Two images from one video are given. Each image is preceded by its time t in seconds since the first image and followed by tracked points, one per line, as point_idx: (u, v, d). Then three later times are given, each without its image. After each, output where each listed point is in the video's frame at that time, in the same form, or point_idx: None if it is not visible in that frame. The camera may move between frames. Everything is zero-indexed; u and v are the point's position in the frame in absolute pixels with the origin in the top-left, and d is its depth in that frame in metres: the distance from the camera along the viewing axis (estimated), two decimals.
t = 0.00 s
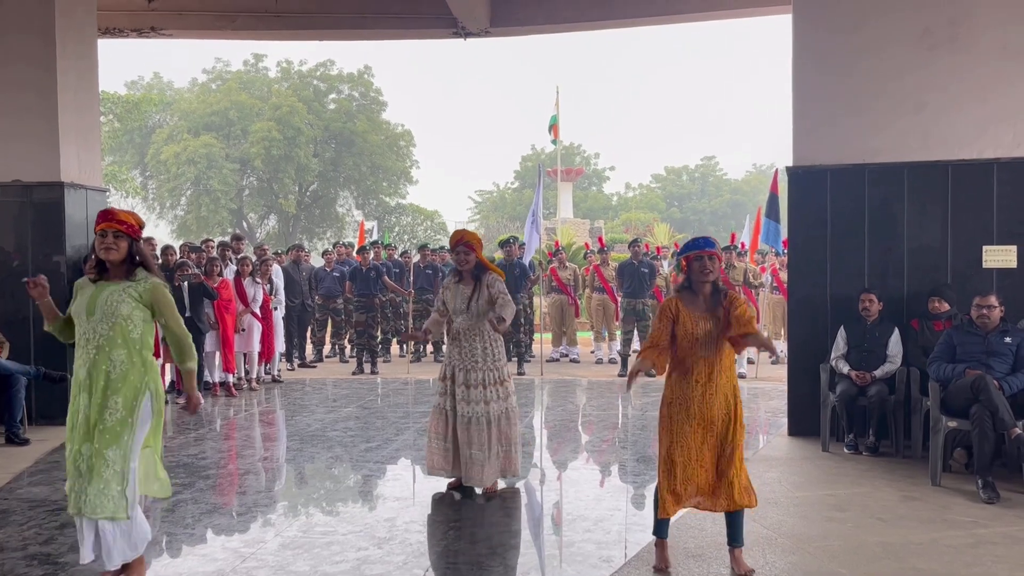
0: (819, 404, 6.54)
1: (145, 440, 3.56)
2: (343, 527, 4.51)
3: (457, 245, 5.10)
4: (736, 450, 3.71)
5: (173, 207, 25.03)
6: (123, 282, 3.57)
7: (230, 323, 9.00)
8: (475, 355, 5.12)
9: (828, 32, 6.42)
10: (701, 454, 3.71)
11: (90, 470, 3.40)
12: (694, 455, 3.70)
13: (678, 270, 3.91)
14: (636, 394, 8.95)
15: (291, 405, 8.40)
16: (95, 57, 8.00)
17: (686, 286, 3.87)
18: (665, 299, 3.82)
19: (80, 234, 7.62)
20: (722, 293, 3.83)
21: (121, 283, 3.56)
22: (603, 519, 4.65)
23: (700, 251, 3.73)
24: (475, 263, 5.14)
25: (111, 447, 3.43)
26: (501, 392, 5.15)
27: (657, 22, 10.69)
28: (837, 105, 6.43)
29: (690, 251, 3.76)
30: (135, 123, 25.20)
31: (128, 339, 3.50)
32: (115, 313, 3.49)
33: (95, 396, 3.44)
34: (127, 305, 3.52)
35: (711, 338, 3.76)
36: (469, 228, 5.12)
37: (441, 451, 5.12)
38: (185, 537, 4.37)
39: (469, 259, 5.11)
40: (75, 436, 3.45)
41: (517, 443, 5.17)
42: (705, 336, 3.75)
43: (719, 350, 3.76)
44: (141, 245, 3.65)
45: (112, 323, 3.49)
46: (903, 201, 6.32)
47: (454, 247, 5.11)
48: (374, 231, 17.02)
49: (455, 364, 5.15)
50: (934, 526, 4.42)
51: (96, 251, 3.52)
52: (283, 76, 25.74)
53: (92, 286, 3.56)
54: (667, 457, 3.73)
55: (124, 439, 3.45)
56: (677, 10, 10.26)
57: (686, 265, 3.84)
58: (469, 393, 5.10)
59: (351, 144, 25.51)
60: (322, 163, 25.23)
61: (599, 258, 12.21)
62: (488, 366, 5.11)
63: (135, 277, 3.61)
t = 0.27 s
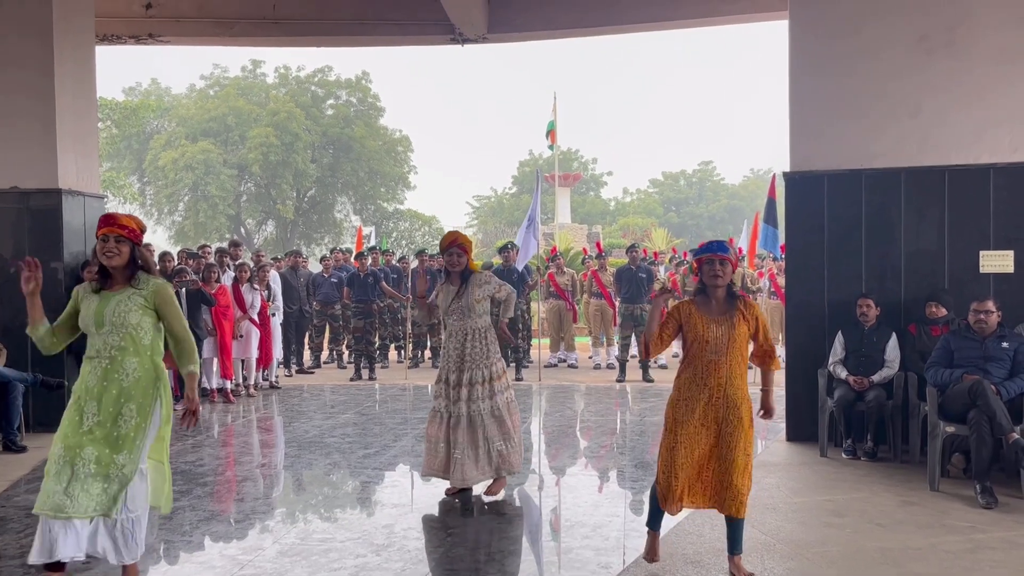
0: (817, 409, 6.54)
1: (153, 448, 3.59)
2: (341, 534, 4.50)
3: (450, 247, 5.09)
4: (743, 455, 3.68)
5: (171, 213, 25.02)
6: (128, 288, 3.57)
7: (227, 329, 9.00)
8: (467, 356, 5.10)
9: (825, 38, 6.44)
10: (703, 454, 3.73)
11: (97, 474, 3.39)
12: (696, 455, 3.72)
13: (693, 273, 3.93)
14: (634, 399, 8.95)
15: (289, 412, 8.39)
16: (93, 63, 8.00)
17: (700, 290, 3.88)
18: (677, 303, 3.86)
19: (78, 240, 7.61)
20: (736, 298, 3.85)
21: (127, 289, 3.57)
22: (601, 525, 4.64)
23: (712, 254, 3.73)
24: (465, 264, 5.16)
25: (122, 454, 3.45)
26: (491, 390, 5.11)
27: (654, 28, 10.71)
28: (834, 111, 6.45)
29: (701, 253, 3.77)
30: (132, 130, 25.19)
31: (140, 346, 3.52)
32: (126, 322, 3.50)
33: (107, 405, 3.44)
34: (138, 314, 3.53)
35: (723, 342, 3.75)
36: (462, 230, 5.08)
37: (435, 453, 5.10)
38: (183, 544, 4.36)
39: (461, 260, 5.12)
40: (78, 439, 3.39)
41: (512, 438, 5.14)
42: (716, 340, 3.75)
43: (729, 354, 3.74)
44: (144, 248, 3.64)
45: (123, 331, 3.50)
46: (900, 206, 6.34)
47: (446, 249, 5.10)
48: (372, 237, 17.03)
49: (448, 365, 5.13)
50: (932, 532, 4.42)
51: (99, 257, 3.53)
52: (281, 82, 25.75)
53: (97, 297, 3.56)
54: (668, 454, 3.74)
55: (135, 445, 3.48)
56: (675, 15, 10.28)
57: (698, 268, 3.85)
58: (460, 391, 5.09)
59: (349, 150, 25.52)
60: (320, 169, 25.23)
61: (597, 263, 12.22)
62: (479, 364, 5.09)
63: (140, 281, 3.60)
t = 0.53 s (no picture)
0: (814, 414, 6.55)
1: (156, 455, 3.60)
2: (339, 541, 4.49)
3: (450, 255, 5.08)
4: (745, 464, 3.68)
5: (168, 219, 25.01)
6: (131, 295, 3.59)
7: (225, 335, 8.99)
8: (462, 364, 5.11)
9: (821, 44, 6.46)
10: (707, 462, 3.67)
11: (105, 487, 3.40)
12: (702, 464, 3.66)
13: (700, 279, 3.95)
14: (632, 404, 8.95)
15: (287, 418, 8.38)
16: (90, 69, 8.00)
17: (706, 295, 3.90)
18: (685, 305, 3.88)
19: (75, 247, 7.61)
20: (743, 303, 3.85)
21: (130, 295, 3.58)
22: (599, 531, 4.64)
23: (713, 261, 3.75)
24: (464, 272, 5.14)
25: (127, 463, 3.44)
26: (489, 396, 5.10)
27: (651, 34, 10.74)
28: (830, 116, 6.47)
29: (703, 260, 3.78)
30: (130, 135, 25.18)
31: (143, 353, 3.53)
32: (130, 329, 3.51)
33: (111, 414, 3.44)
34: (142, 322, 3.54)
35: (727, 345, 3.76)
36: (460, 238, 5.10)
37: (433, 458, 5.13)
38: (180, 551, 4.35)
39: (461, 268, 5.11)
40: (81, 451, 3.39)
41: (510, 448, 5.05)
42: (720, 343, 3.76)
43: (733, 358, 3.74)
44: (144, 256, 3.65)
45: (127, 339, 3.50)
46: (896, 212, 6.35)
47: (446, 257, 5.08)
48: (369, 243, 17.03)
49: (445, 373, 5.14)
50: (930, 537, 4.43)
51: (100, 265, 3.54)
52: (278, 87, 25.77)
53: (99, 303, 3.55)
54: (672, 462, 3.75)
55: (139, 453, 3.48)
56: (671, 21, 10.30)
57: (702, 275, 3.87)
58: (457, 399, 5.10)
59: (346, 155, 25.54)
60: (317, 175, 25.23)
61: (594, 268, 12.23)
62: (475, 371, 5.09)
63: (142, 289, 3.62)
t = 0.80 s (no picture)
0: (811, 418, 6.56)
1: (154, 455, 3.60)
2: (335, 546, 4.48)
3: (448, 257, 5.09)
4: (739, 471, 3.71)
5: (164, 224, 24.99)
6: (128, 296, 3.58)
7: (221, 340, 8.97)
8: (462, 370, 5.10)
9: (816, 48, 6.48)
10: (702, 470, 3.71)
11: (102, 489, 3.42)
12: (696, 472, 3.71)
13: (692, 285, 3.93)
14: (629, 409, 8.95)
15: (283, 423, 8.36)
16: (86, 74, 8.00)
17: (700, 299, 3.89)
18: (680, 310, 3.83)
19: (71, 252, 7.60)
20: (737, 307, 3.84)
21: (126, 297, 3.57)
22: (597, 536, 4.64)
23: (707, 269, 3.75)
24: (461, 275, 5.15)
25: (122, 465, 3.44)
26: (488, 404, 5.11)
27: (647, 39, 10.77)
28: (825, 121, 6.49)
29: (697, 268, 3.78)
30: (126, 140, 25.17)
31: (139, 357, 3.52)
32: (127, 331, 3.51)
33: (105, 417, 3.43)
34: (139, 324, 3.54)
35: (722, 351, 3.76)
36: (459, 240, 5.11)
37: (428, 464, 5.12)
38: (176, 557, 4.33)
39: (458, 271, 5.11)
40: (78, 455, 3.41)
41: (506, 455, 5.09)
42: (715, 350, 3.76)
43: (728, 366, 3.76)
44: (139, 257, 3.65)
45: (122, 342, 3.49)
46: (892, 216, 6.37)
47: (443, 259, 5.10)
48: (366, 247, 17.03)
49: (443, 380, 5.13)
50: (926, 540, 4.43)
51: (95, 266, 3.54)
52: (274, 92, 25.75)
53: (95, 303, 3.53)
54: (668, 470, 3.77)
55: (135, 455, 3.47)
56: (666, 25, 10.33)
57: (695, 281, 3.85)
58: (455, 407, 5.08)
59: (343, 160, 25.54)
60: (313, 180, 25.21)
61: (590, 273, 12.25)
62: (475, 379, 5.10)
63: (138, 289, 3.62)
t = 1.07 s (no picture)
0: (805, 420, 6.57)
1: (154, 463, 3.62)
2: (330, 551, 4.47)
3: (451, 261, 5.11)
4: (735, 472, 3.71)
5: (158, 229, 24.95)
6: (120, 305, 3.53)
7: (216, 345, 8.95)
8: (468, 375, 5.11)
9: (809, 53, 6.51)
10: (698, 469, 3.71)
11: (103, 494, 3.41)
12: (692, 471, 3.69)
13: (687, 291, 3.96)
14: (624, 412, 8.95)
15: (278, 427, 8.34)
16: (80, 79, 7.99)
17: (696, 306, 3.91)
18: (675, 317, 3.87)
19: (65, 256, 7.58)
20: (734, 311, 3.85)
21: (118, 307, 3.53)
22: (591, 539, 4.64)
23: (698, 272, 3.78)
24: (468, 279, 5.16)
25: (125, 471, 3.45)
26: (493, 412, 5.13)
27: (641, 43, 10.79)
28: (820, 125, 6.51)
29: (689, 271, 3.81)
30: (120, 145, 25.12)
31: (140, 368, 3.53)
32: (123, 346, 3.49)
33: (111, 425, 3.45)
34: (135, 335, 3.51)
35: (717, 355, 3.77)
36: (461, 245, 5.13)
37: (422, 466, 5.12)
38: (170, 562, 4.32)
39: (464, 275, 5.12)
40: (80, 459, 3.38)
41: (506, 463, 5.14)
42: (710, 355, 3.77)
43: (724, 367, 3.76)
44: (134, 263, 3.62)
45: (122, 355, 3.48)
46: (885, 219, 6.40)
47: (449, 265, 5.12)
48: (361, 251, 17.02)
49: (446, 384, 5.14)
50: (920, 543, 4.44)
51: (90, 270, 3.51)
52: (269, 96, 25.73)
53: (91, 317, 3.52)
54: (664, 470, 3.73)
55: (139, 463, 3.48)
56: (660, 29, 10.36)
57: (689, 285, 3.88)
58: (457, 411, 5.07)
59: (338, 164, 25.52)
60: (308, 184, 25.18)
61: (585, 277, 12.25)
62: (481, 386, 5.11)
63: (132, 296, 3.56)
